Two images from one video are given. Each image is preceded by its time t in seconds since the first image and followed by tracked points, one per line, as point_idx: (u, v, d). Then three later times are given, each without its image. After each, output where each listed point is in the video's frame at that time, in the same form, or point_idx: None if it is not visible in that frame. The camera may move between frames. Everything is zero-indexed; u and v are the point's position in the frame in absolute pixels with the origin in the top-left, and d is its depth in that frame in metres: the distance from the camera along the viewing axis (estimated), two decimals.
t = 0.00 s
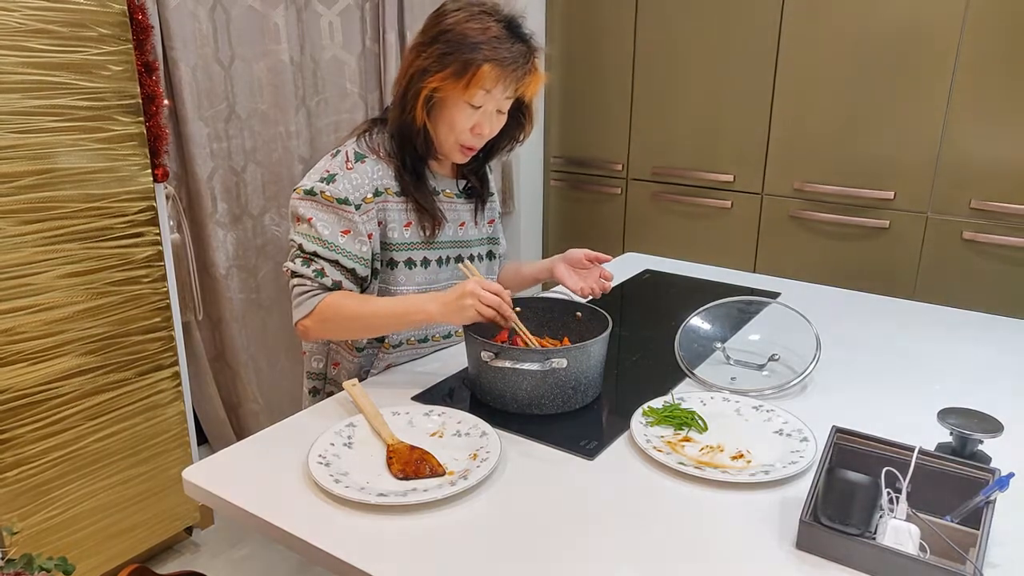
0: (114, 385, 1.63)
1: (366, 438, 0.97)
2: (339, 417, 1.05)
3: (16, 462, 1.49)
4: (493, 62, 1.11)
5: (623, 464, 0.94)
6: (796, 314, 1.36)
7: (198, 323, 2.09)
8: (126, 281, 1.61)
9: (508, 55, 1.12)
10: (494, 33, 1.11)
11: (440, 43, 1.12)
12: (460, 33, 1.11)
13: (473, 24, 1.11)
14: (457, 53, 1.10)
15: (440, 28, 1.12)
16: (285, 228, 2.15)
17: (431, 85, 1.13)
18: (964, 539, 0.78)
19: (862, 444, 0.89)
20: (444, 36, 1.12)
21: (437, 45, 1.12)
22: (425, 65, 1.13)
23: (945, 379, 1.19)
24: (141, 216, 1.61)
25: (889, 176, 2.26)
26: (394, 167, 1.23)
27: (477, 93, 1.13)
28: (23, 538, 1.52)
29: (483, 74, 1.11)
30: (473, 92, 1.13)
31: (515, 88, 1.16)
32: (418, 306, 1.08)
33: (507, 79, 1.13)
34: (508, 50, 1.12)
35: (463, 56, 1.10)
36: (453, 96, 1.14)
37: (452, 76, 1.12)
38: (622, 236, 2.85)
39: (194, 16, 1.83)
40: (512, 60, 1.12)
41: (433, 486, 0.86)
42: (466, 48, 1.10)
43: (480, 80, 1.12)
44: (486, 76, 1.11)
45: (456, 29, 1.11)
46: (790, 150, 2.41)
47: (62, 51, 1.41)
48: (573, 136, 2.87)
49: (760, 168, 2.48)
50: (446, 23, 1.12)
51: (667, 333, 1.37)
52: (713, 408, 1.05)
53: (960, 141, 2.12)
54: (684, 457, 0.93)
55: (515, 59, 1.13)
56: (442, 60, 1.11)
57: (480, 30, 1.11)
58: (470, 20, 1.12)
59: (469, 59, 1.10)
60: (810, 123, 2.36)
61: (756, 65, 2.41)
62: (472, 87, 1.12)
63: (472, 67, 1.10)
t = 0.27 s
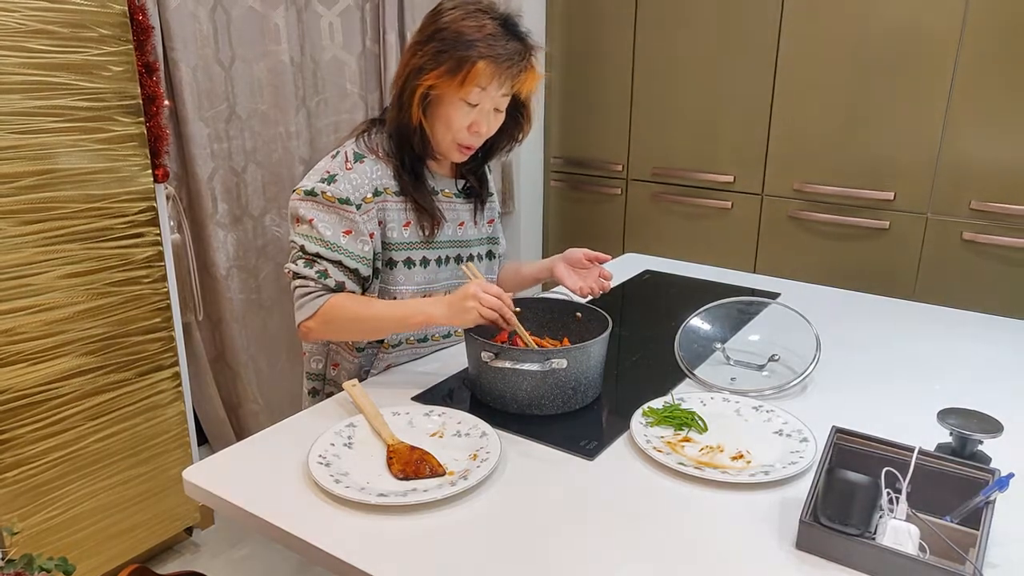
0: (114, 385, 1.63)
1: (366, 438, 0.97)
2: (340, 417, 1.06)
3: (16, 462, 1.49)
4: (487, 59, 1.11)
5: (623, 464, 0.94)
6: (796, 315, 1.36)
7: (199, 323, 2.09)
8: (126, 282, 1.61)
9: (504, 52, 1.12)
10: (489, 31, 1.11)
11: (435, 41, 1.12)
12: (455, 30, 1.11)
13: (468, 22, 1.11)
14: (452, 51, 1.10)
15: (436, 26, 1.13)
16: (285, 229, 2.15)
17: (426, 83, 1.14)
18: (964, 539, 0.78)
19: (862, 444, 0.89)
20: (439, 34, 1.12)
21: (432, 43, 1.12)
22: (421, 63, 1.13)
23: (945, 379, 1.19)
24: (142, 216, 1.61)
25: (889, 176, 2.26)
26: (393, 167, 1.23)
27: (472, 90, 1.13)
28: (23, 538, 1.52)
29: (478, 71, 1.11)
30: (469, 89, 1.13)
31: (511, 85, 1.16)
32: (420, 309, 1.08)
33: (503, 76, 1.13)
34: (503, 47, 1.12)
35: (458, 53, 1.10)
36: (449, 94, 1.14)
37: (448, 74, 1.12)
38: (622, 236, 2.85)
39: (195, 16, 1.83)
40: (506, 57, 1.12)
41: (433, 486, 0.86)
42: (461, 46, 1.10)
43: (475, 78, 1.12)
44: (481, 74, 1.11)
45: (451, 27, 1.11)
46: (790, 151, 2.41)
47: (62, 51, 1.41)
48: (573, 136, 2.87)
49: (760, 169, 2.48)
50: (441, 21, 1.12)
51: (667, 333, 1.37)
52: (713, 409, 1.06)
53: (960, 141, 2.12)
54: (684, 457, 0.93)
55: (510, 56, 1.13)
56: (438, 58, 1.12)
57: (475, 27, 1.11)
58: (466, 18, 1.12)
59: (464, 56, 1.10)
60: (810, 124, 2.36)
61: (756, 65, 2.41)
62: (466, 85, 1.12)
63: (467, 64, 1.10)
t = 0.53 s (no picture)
0: (114, 385, 1.63)
1: (366, 438, 0.97)
2: (340, 417, 1.06)
3: (16, 462, 1.49)
4: (486, 59, 1.11)
5: (623, 464, 0.94)
6: (796, 315, 1.36)
7: (198, 323, 2.09)
8: (126, 282, 1.61)
9: (503, 51, 1.12)
10: (488, 31, 1.11)
11: (434, 41, 1.12)
12: (454, 31, 1.11)
13: (466, 22, 1.11)
14: (451, 51, 1.11)
15: (434, 27, 1.13)
16: (285, 229, 2.15)
17: (426, 83, 1.14)
18: (964, 539, 0.78)
19: (862, 444, 0.89)
20: (438, 35, 1.12)
21: (431, 44, 1.13)
22: (420, 64, 1.13)
23: (945, 379, 1.19)
24: (141, 216, 1.61)
25: (888, 177, 2.26)
26: (392, 167, 1.23)
27: (472, 90, 1.13)
28: (23, 538, 1.52)
29: (477, 71, 1.11)
30: (468, 89, 1.13)
31: (511, 85, 1.16)
32: (418, 302, 1.07)
33: (502, 75, 1.13)
34: (502, 47, 1.12)
35: (457, 53, 1.10)
36: (448, 94, 1.14)
37: (447, 75, 1.12)
38: (622, 237, 2.85)
39: (195, 17, 1.83)
40: (506, 57, 1.12)
41: (433, 486, 0.86)
42: (460, 46, 1.10)
43: (474, 77, 1.12)
44: (480, 73, 1.11)
45: (451, 28, 1.11)
46: (789, 151, 2.41)
47: (62, 52, 1.41)
48: (573, 137, 2.87)
49: (760, 169, 2.48)
50: (440, 22, 1.13)
51: (667, 334, 1.37)
52: (712, 409, 1.06)
53: (960, 141, 2.13)
54: (684, 457, 0.94)
55: (509, 56, 1.13)
56: (437, 59, 1.12)
57: (474, 27, 1.11)
58: (465, 18, 1.12)
59: (463, 56, 1.10)
60: (810, 124, 2.36)
61: (756, 66, 2.41)
62: (466, 85, 1.12)
63: (466, 64, 1.11)
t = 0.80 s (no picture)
0: (114, 386, 1.64)
1: (366, 438, 0.97)
2: (340, 417, 1.06)
3: (16, 463, 1.49)
4: (486, 58, 1.11)
5: (623, 464, 0.94)
6: (795, 315, 1.36)
7: (199, 324, 2.09)
8: (126, 282, 1.61)
9: (502, 51, 1.12)
10: (488, 30, 1.12)
11: (434, 41, 1.13)
12: (454, 30, 1.11)
13: (466, 22, 1.12)
14: (451, 51, 1.11)
15: (435, 27, 1.13)
16: (286, 229, 2.15)
17: (426, 83, 1.14)
18: (963, 539, 0.78)
19: (861, 444, 0.89)
20: (438, 35, 1.12)
21: (432, 44, 1.13)
22: (421, 64, 1.14)
23: (944, 379, 1.19)
24: (141, 217, 1.61)
25: (888, 177, 2.26)
26: (397, 165, 1.23)
27: (472, 90, 1.13)
28: (23, 539, 1.52)
29: (477, 70, 1.11)
30: (468, 89, 1.13)
31: (512, 84, 1.16)
32: (433, 305, 1.07)
33: (503, 75, 1.13)
34: (502, 46, 1.12)
35: (456, 53, 1.10)
36: (449, 94, 1.15)
37: (447, 74, 1.12)
38: (622, 237, 2.85)
39: (195, 17, 1.83)
40: (506, 56, 1.12)
41: (433, 486, 0.86)
42: (460, 46, 1.10)
43: (474, 77, 1.12)
44: (480, 73, 1.11)
45: (451, 28, 1.11)
46: (789, 152, 2.41)
47: (62, 52, 1.41)
48: (573, 137, 2.87)
49: (760, 170, 2.48)
50: (441, 22, 1.13)
51: (667, 334, 1.37)
52: (712, 409, 1.06)
53: (960, 142, 2.13)
54: (684, 458, 0.94)
55: (510, 55, 1.13)
56: (437, 59, 1.12)
57: (474, 27, 1.11)
58: (465, 18, 1.12)
59: (463, 55, 1.10)
60: (810, 124, 2.36)
61: (756, 66, 2.41)
62: (466, 85, 1.12)
63: (466, 63, 1.11)
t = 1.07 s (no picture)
0: (114, 386, 1.63)
1: (366, 437, 0.97)
2: (340, 417, 1.06)
3: (16, 463, 1.49)
4: (486, 61, 1.11)
5: (623, 464, 0.94)
6: (795, 315, 1.36)
7: (199, 324, 2.09)
8: (126, 282, 1.61)
9: (501, 53, 1.12)
10: (487, 33, 1.11)
11: (434, 44, 1.13)
12: (453, 33, 1.11)
13: (466, 24, 1.12)
14: (450, 54, 1.11)
15: (435, 30, 1.13)
16: (286, 229, 2.15)
17: (426, 86, 1.14)
18: (963, 539, 0.78)
19: (861, 444, 0.89)
20: (437, 38, 1.13)
21: (431, 47, 1.13)
22: (420, 67, 1.14)
23: (944, 379, 1.19)
24: (141, 217, 1.61)
25: (888, 177, 2.26)
26: (398, 166, 1.23)
27: (471, 92, 1.13)
28: (23, 539, 1.52)
29: (476, 73, 1.11)
30: (467, 91, 1.13)
31: (512, 87, 1.15)
32: (417, 299, 1.06)
33: (502, 77, 1.13)
34: (501, 49, 1.12)
35: (455, 56, 1.11)
36: (448, 96, 1.15)
37: (446, 77, 1.12)
38: (621, 237, 2.85)
39: (195, 17, 1.83)
40: (505, 58, 1.12)
41: (433, 486, 0.86)
42: (459, 48, 1.10)
43: (473, 80, 1.12)
44: (479, 76, 1.11)
45: (451, 31, 1.12)
46: (789, 152, 2.41)
47: (62, 52, 1.41)
48: (573, 137, 2.87)
49: (760, 170, 2.48)
50: (441, 25, 1.13)
51: (667, 334, 1.37)
52: (712, 409, 1.06)
53: (960, 142, 2.13)
54: (684, 458, 0.94)
55: (509, 57, 1.12)
56: (436, 61, 1.12)
57: (474, 30, 1.11)
58: (465, 21, 1.12)
59: (461, 58, 1.10)
60: (811, 124, 2.36)
61: (756, 66, 2.41)
62: (465, 87, 1.12)
63: (464, 66, 1.11)
